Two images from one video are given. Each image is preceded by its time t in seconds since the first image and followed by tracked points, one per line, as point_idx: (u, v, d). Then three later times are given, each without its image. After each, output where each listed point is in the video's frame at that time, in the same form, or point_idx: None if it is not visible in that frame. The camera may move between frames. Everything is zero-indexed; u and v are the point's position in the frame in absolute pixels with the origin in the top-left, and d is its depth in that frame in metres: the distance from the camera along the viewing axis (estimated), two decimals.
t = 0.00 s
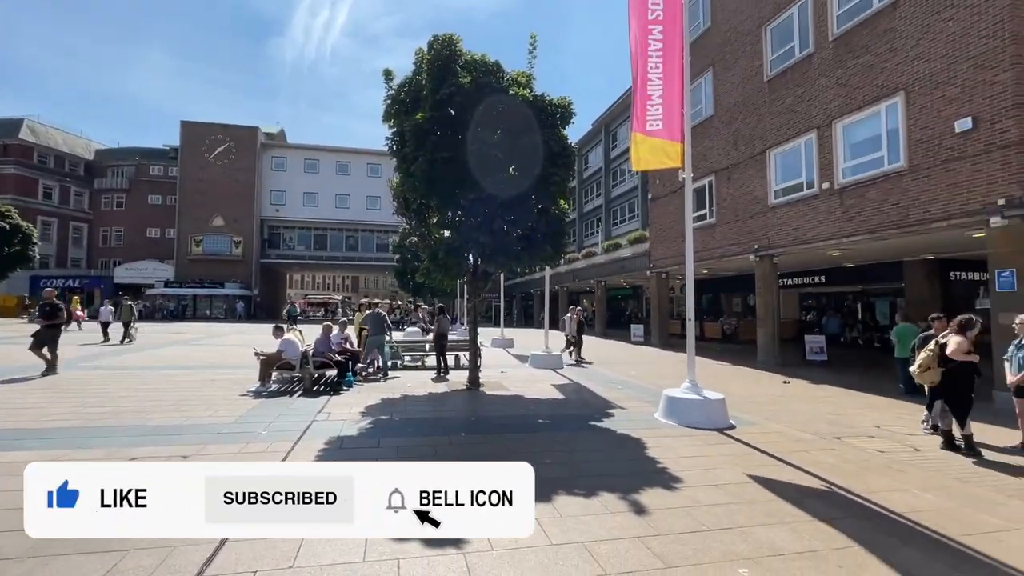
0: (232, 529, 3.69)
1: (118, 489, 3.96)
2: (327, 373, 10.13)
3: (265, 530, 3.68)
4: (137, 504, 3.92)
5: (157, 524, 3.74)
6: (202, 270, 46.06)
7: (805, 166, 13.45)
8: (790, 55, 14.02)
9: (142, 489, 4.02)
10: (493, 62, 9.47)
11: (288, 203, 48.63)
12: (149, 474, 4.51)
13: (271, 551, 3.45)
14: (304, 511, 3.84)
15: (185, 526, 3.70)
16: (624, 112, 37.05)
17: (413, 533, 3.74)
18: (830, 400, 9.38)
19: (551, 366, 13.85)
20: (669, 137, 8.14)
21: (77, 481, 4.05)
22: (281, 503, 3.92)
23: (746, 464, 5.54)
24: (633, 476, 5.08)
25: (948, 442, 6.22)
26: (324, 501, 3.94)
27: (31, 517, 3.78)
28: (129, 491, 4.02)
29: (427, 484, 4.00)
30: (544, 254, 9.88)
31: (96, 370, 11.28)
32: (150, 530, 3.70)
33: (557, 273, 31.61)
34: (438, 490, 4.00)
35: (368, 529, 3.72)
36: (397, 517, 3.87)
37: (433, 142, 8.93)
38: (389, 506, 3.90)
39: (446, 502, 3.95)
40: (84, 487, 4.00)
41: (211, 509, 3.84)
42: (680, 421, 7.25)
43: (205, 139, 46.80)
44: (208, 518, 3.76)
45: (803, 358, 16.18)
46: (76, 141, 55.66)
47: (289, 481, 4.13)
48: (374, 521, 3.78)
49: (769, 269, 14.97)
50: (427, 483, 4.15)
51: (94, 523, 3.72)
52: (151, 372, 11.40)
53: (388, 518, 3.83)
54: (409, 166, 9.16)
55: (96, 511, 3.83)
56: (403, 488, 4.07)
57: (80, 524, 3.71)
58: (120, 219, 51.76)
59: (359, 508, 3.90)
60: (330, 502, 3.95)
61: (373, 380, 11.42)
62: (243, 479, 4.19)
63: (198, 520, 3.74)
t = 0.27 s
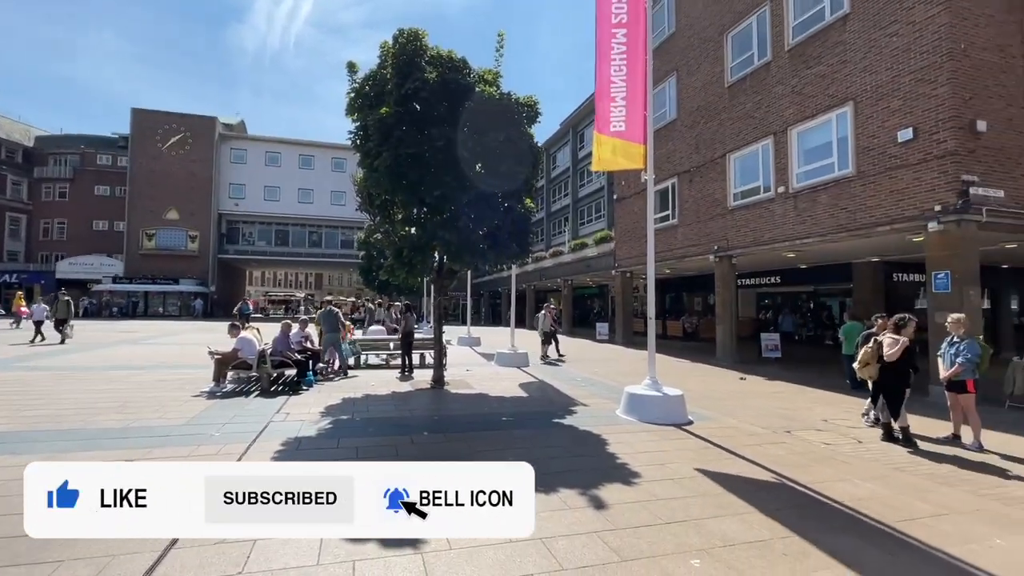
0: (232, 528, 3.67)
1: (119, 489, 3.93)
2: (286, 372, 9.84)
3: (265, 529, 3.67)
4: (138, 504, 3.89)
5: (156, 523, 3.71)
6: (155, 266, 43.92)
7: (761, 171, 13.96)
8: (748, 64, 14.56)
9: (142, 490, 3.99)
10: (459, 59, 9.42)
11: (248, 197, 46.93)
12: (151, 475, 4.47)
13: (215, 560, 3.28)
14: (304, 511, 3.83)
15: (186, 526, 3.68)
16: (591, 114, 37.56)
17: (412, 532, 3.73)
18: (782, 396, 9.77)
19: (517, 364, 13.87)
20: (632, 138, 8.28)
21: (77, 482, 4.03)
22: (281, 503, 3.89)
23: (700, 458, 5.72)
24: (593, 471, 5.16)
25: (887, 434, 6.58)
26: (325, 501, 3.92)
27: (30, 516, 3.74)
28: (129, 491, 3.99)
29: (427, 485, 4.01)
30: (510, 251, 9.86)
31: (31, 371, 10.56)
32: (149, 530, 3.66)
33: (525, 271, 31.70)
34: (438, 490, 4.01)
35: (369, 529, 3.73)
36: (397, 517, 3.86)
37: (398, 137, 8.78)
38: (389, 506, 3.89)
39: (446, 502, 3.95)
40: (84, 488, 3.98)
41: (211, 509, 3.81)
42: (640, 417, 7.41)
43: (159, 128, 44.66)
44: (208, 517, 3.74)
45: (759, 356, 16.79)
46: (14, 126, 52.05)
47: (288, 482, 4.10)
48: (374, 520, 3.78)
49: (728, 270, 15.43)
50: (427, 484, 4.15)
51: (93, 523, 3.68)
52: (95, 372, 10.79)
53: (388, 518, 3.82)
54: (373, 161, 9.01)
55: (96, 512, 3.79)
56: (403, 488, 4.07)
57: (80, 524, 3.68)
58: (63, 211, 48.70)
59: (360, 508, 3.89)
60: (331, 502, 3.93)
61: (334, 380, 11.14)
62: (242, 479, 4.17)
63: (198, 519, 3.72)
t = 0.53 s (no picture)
0: (231, 531, 3.61)
1: (118, 488, 3.76)
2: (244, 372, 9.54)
3: (263, 532, 3.62)
4: (138, 504, 3.75)
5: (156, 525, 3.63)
6: (105, 261, 41.72)
7: (723, 175, 14.38)
8: (711, 69, 14.96)
9: (142, 488, 3.82)
10: (426, 54, 9.31)
11: (206, 190, 45.17)
12: (156, 470, 4.31)
13: (159, 567, 3.15)
14: (303, 512, 3.75)
15: (187, 528, 3.61)
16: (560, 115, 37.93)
17: (412, 534, 3.68)
18: (740, 393, 10.11)
19: (485, 363, 13.87)
20: (598, 139, 8.36)
21: (77, 480, 3.87)
22: (281, 503, 3.81)
23: (662, 453, 5.85)
24: (558, 468, 5.21)
25: (836, 428, 6.88)
26: (326, 501, 3.81)
27: (28, 518, 3.60)
28: (129, 489, 3.84)
29: (429, 485, 3.86)
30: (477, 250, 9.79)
31: None
32: (151, 530, 3.58)
33: (494, 270, 31.73)
34: (438, 490, 3.86)
35: (370, 531, 3.67)
36: (398, 518, 3.79)
37: (362, 131, 8.62)
38: (388, 506, 3.78)
39: (446, 502, 3.84)
40: (85, 486, 3.82)
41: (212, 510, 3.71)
42: (605, 414, 7.52)
43: (109, 116, 42.45)
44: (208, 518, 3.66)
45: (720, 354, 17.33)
46: None
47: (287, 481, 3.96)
48: (374, 520, 3.72)
49: (691, 270, 15.82)
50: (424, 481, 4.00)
51: (92, 525, 3.58)
52: (34, 373, 10.16)
53: (388, 519, 3.75)
54: (337, 156, 8.81)
55: (95, 511, 3.66)
56: (404, 486, 3.92)
57: (80, 526, 3.57)
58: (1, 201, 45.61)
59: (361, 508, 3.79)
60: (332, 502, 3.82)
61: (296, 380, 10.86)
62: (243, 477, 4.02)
63: (197, 520, 3.65)
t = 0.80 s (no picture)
0: (231, 528, 3.62)
1: (118, 488, 3.79)
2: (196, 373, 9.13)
3: (261, 530, 3.62)
4: (138, 505, 3.77)
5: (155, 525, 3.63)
6: (44, 256, 39.09)
7: (684, 177, 14.75)
8: (674, 74, 15.31)
9: (142, 489, 3.85)
10: (391, 48, 9.14)
11: (157, 182, 43.00)
12: (158, 472, 4.36)
13: None
14: (303, 511, 3.78)
15: (186, 528, 3.60)
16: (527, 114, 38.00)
17: (411, 532, 3.70)
18: (699, 389, 10.40)
19: (450, 362, 13.78)
20: (564, 138, 8.42)
21: (78, 482, 3.89)
22: (281, 504, 3.84)
23: (624, 450, 5.95)
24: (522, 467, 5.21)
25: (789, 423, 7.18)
26: (325, 501, 3.87)
27: (29, 518, 3.60)
28: (129, 490, 3.86)
29: (429, 485, 3.93)
30: (441, 248, 9.64)
31: None
32: (152, 531, 3.57)
33: (460, 268, 31.55)
34: (438, 490, 3.92)
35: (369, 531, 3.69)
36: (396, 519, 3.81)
37: (324, 125, 8.37)
38: (387, 507, 3.84)
39: (445, 502, 3.88)
40: (85, 488, 3.84)
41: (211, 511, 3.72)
42: (569, 412, 7.57)
43: (48, 101, 39.78)
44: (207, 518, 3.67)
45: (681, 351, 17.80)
46: None
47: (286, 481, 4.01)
48: (373, 521, 3.73)
49: (653, 270, 16.16)
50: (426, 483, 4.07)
51: (91, 525, 3.58)
52: None
53: (386, 519, 3.77)
54: (296, 150, 8.54)
55: (95, 512, 3.67)
56: (404, 487, 4.00)
57: (80, 526, 3.57)
58: None
59: (360, 509, 3.83)
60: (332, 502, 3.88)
61: (252, 381, 10.46)
62: (243, 479, 4.08)
63: (197, 520, 3.66)
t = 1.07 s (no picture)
0: (230, 525, 3.64)
1: (120, 489, 3.87)
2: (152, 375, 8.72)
3: (261, 527, 3.64)
4: (138, 505, 3.83)
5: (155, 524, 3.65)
6: None
7: (653, 179, 15.03)
8: (643, 77, 15.59)
9: (143, 491, 3.94)
10: (361, 43, 8.96)
11: (111, 174, 41.00)
12: (155, 474, 4.43)
13: None
14: (302, 511, 3.83)
15: (185, 527, 3.60)
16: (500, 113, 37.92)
17: (413, 533, 3.70)
18: (666, 387, 10.61)
19: (421, 362, 13.64)
20: (536, 138, 8.44)
21: (77, 484, 3.95)
22: (281, 504, 3.90)
23: (593, 448, 6.01)
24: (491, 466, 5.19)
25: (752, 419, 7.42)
26: (326, 501, 3.96)
27: (29, 517, 3.61)
28: (130, 492, 3.93)
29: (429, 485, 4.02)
30: (411, 247, 9.50)
31: None
32: (152, 530, 3.58)
33: (430, 267, 31.26)
34: (438, 490, 4.00)
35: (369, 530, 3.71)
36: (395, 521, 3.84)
37: (289, 119, 8.14)
38: (388, 507, 3.92)
39: (447, 502, 3.94)
40: (84, 489, 3.89)
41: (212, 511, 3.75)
42: (539, 412, 7.59)
43: None
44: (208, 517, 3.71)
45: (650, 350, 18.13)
46: None
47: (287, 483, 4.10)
48: (375, 520, 3.76)
49: (622, 270, 16.42)
50: (427, 485, 4.17)
51: (92, 522, 3.61)
52: None
53: (387, 519, 3.81)
54: (261, 144, 8.29)
55: (95, 511, 3.72)
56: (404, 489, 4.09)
57: (79, 523, 3.59)
58: None
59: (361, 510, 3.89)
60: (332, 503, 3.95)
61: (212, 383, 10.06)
62: (242, 481, 4.18)
63: (198, 518, 3.69)
